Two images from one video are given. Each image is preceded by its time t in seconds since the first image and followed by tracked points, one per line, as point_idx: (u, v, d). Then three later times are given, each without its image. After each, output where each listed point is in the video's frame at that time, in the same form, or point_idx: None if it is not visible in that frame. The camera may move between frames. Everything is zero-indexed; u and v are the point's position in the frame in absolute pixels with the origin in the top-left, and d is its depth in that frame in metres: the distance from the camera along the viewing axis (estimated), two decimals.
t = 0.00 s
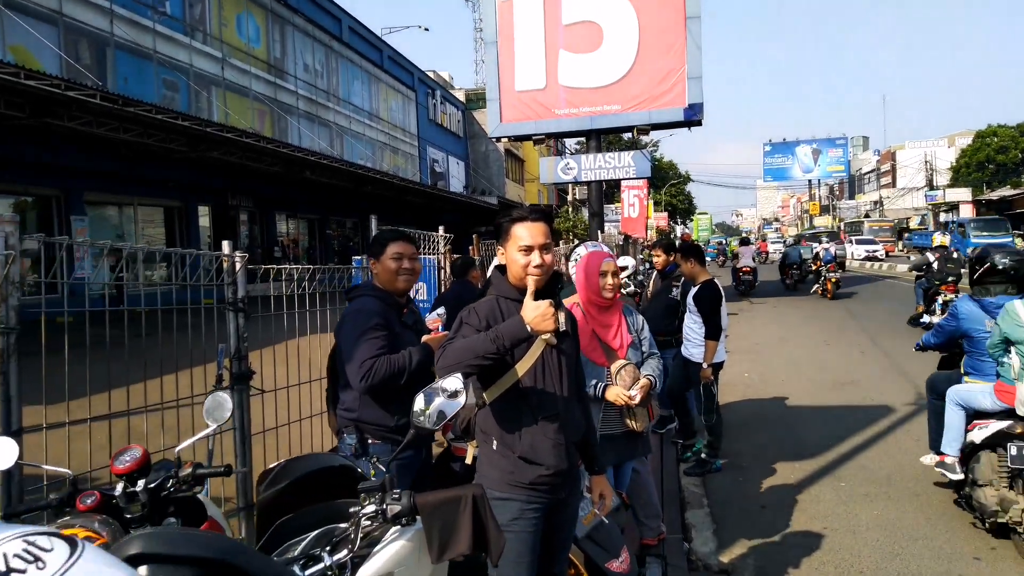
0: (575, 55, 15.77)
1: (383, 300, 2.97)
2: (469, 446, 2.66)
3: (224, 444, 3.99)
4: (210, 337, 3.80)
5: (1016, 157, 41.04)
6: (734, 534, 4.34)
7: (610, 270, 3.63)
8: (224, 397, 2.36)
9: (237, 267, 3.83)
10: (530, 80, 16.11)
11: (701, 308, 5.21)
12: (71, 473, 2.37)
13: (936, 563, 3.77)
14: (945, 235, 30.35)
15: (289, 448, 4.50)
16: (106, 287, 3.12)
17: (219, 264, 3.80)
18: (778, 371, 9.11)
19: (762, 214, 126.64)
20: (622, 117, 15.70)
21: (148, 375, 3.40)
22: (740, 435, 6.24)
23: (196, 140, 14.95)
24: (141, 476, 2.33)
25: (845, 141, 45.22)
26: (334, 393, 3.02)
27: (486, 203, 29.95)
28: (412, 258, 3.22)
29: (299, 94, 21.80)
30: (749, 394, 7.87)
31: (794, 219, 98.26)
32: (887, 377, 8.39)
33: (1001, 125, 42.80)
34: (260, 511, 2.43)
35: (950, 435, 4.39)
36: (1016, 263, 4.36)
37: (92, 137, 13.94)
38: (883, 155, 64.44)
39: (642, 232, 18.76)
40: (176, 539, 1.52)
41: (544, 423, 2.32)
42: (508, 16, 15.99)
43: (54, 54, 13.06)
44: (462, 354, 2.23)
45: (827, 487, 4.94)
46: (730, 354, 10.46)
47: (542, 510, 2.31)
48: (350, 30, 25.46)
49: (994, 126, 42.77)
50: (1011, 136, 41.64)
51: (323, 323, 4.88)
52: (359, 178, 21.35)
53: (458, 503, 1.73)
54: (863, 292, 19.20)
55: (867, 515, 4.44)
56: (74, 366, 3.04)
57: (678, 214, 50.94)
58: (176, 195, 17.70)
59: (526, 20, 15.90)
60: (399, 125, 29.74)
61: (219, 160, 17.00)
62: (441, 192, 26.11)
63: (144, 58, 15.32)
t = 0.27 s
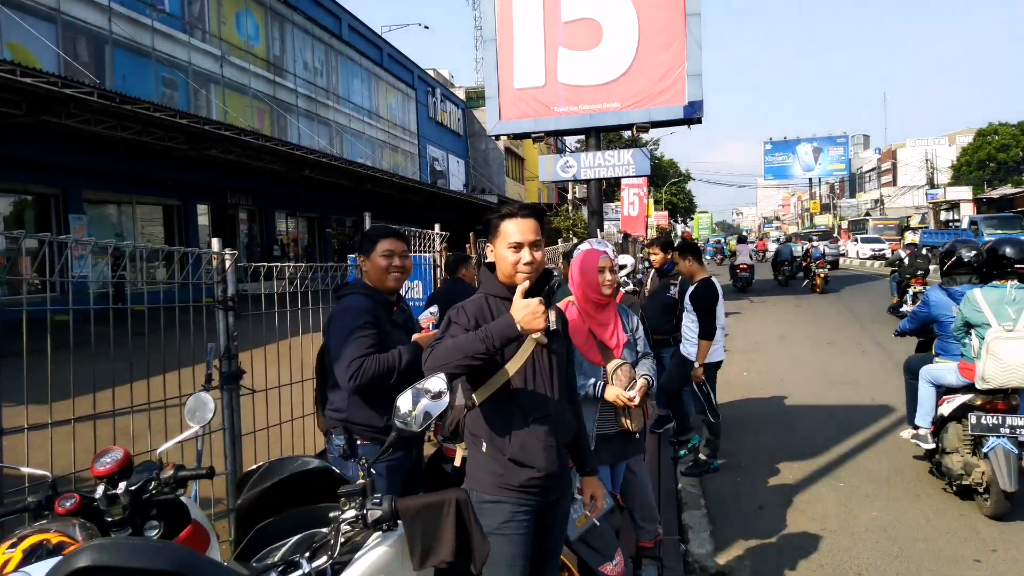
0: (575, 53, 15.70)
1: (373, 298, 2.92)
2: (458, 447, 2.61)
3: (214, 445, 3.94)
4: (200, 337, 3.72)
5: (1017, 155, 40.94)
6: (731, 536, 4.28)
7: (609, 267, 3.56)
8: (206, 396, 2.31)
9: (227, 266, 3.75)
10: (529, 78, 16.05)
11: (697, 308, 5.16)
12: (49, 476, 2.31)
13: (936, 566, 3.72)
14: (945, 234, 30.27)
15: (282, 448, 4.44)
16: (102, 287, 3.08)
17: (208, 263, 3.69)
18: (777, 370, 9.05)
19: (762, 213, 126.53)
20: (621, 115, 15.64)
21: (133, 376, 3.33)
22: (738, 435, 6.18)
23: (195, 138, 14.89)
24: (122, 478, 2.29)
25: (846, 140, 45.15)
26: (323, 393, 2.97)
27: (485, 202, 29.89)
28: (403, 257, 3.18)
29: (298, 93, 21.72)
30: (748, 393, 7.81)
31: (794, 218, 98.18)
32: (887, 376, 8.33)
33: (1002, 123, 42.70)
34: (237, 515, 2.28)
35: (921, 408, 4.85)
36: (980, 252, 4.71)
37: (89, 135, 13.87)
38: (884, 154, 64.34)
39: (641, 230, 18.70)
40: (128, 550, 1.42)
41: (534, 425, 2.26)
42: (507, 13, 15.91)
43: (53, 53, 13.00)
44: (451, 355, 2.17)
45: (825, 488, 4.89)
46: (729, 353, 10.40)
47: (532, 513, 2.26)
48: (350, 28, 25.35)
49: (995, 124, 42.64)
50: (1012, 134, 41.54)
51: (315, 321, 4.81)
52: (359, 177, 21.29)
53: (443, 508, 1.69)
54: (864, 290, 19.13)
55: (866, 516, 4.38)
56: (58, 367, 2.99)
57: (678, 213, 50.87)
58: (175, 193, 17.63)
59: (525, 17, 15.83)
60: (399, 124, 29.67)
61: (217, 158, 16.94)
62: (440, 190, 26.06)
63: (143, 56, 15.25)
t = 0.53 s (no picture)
0: (573, 53, 15.66)
1: (360, 297, 2.85)
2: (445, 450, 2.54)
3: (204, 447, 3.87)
4: (186, 338, 3.61)
5: (1015, 157, 40.95)
6: (728, 539, 4.22)
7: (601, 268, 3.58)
8: (184, 397, 2.25)
9: (214, 264, 3.61)
10: (527, 79, 15.99)
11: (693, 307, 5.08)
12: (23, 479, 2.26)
13: (937, 570, 3.65)
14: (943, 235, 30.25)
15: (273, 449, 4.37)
16: (98, 289, 3.03)
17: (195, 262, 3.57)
18: (775, 371, 8.99)
19: (761, 214, 126.54)
20: (620, 116, 15.59)
21: (116, 378, 3.22)
22: (736, 436, 6.12)
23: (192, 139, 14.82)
24: (99, 481, 2.22)
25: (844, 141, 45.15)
26: (308, 394, 2.90)
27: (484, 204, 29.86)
28: (392, 255, 3.11)
29: (296, 94, 21.64)
30: (746, 394, 7.74)
31: (793, 219, 98.16)
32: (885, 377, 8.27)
33: (1000, 124, 42.70)
34: (211, 521, 2.20)
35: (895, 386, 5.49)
36: (945, 247, 5.20)
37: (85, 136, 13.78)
38: (882, 156, 64.36)
39: (640, 232, 18.63)
40: (64, 561, 1.47)
41: (523, 427, 2.18)
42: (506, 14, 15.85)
43: (49, 54, 12.93)
44: (436, 357, 2.08)
45: (824, 490, 4.82)
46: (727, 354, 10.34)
47: (520, 517, 2.18)
48: (348, 30, 25.27)
49: (992, 125, 42.65)
50: (1010, 136, 41.55)
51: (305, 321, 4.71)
52: (357, 178, 21.23)
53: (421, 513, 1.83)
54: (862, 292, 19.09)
55: (865, 519, 4.32)
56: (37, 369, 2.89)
57: (677, 214, 50.84)
58: (173, 194, 17.54)
59: (524, 18, 15.77)
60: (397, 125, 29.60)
61: (214, 160, 16.86)
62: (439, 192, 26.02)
63: (141, 58, 15.19)
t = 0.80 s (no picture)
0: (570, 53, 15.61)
1: (348, 293, 2.80)
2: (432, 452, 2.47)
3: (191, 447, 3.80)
4: (175, 337, 3.52)
5: (1014, 158, 40.93)
6: (725, 539, 4.15)
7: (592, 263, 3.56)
8: (165, 395, 2.19)
9: (203, 262, 3.50)
10: (524, 78, 15.93)
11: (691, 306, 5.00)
12: None
13: (936, 571, 3.59)
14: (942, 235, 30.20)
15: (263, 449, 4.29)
16: (92, 289, 3.04)
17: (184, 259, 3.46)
18: (774, 370, 8.94)
19: (760, 215, 126.53)
20: (618, 116, 15.53)
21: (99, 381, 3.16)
22: (734, 436, 6.06)
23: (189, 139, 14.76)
24: (76, 482, 2.14)
25: (843, 142, 45.14)
26: (295, 394, 2.84)
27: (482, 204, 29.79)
28: (382, 251, 3.05)
29: (294, 95, 21.56)
30: (745, 394, 7.69)
31: (791, 220, 98.09)
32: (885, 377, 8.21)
33: (999, 125, 42.67)
34: (188, 521, 2.34)
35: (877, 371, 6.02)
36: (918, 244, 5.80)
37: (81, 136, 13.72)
38: (881, 156, 64.36)
39: (638, 232, 18.56)
40: None
41: (512, 427, 2.11)
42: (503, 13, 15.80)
43: (45, 54, 12.85)
44: (421, 358, 2.00)
45: (822, 490, 4.77)
46: (725, 354, 10.28)
47: (511, 519, 2.11)
48: (347, 29, 25.17)
49: (991, 126, 42.59)
50: (1008, 136, 41.55)
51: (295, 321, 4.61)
52: (354, 178, 21.16)
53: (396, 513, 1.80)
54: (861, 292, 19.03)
55: (863, 520, 4.26)
56: (17, 372, 2.88)
57: (676, 215, 50.79)
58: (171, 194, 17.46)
59: (521, 17, 15.72)
60: (396, 126, 29.54)
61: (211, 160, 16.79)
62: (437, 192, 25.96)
63: (138, 57, 15.13)
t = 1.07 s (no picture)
0: (567, 50, 15.52)
1: (331, 286, 2.71)
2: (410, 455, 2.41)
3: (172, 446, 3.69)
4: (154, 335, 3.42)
5: (1011, 158, 40.97)
6: (720, 541, 4.07)
7: (580, 257, 3.49)
8: (133, 391, 2.16)
9: (183, 256, 3.43)
10: (521, 75, 15.81)
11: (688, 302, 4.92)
12: None
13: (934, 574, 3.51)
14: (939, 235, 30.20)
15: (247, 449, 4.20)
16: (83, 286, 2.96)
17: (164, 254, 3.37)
18: (770, 370, 8.85)
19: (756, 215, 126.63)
20: (614, 114, 15.44)
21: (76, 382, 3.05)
22: (730, 435, 5.97)
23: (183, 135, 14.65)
24: (41, 483, 2.06)
25: (840, 142, 45.16)
26: (275, 392, 2.75)
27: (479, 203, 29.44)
28: (367, 243, 2.97)
29: (290, 92, 21.42)
30: (741, 393, 7.61)
31: (789, 220, 98.13)
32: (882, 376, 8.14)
33: (996, 125, 42.72)
34: (156, 516, 2.25)
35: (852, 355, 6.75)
36: (889, 240, 6.64)
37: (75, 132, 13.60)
38: (878, 156, 64.38)
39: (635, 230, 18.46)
40: None
41: (493, 426, 2.02)
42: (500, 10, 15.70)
43: (39, 51, 12.70)
44: (397, 352, 1.90)
45: (818, 491, 4.69)
46: (722, 353, 10.20)
47: (493, 522, 2.03)
48: (343, 27, 25.02)
49: (988, 126, 42.63)
50: (1005, 137, 41.58)
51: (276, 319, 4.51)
52: (350, 176, 21.04)
53: (370, 517, 1.73)
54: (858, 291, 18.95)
55: (860, 521, 4.18)
56: None
57: (673, 215, 50.75)
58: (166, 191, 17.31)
59: (518, 14, 15.62)
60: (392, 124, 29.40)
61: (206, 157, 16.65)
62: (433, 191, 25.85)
63: (132, 54, 15.00)
